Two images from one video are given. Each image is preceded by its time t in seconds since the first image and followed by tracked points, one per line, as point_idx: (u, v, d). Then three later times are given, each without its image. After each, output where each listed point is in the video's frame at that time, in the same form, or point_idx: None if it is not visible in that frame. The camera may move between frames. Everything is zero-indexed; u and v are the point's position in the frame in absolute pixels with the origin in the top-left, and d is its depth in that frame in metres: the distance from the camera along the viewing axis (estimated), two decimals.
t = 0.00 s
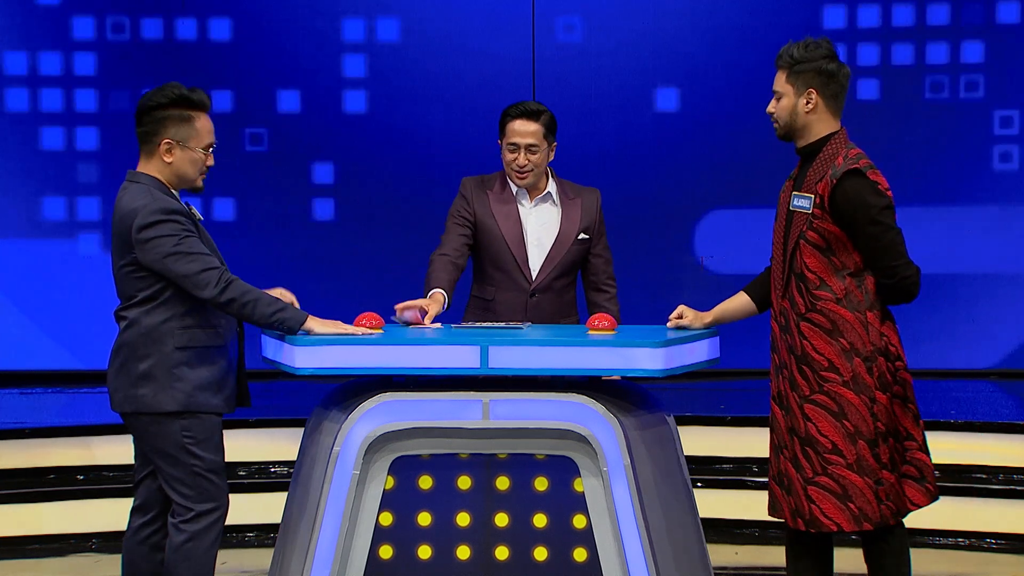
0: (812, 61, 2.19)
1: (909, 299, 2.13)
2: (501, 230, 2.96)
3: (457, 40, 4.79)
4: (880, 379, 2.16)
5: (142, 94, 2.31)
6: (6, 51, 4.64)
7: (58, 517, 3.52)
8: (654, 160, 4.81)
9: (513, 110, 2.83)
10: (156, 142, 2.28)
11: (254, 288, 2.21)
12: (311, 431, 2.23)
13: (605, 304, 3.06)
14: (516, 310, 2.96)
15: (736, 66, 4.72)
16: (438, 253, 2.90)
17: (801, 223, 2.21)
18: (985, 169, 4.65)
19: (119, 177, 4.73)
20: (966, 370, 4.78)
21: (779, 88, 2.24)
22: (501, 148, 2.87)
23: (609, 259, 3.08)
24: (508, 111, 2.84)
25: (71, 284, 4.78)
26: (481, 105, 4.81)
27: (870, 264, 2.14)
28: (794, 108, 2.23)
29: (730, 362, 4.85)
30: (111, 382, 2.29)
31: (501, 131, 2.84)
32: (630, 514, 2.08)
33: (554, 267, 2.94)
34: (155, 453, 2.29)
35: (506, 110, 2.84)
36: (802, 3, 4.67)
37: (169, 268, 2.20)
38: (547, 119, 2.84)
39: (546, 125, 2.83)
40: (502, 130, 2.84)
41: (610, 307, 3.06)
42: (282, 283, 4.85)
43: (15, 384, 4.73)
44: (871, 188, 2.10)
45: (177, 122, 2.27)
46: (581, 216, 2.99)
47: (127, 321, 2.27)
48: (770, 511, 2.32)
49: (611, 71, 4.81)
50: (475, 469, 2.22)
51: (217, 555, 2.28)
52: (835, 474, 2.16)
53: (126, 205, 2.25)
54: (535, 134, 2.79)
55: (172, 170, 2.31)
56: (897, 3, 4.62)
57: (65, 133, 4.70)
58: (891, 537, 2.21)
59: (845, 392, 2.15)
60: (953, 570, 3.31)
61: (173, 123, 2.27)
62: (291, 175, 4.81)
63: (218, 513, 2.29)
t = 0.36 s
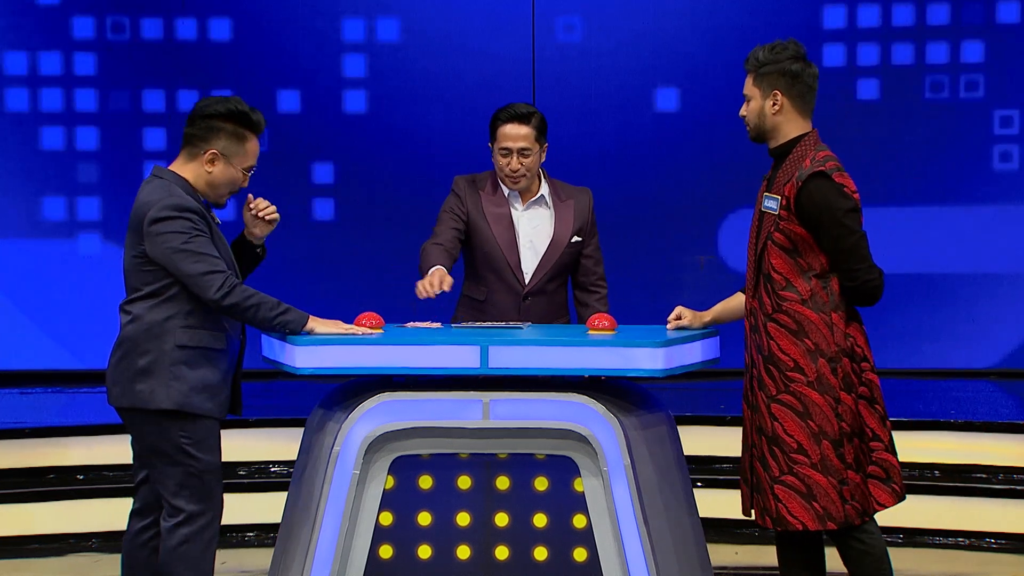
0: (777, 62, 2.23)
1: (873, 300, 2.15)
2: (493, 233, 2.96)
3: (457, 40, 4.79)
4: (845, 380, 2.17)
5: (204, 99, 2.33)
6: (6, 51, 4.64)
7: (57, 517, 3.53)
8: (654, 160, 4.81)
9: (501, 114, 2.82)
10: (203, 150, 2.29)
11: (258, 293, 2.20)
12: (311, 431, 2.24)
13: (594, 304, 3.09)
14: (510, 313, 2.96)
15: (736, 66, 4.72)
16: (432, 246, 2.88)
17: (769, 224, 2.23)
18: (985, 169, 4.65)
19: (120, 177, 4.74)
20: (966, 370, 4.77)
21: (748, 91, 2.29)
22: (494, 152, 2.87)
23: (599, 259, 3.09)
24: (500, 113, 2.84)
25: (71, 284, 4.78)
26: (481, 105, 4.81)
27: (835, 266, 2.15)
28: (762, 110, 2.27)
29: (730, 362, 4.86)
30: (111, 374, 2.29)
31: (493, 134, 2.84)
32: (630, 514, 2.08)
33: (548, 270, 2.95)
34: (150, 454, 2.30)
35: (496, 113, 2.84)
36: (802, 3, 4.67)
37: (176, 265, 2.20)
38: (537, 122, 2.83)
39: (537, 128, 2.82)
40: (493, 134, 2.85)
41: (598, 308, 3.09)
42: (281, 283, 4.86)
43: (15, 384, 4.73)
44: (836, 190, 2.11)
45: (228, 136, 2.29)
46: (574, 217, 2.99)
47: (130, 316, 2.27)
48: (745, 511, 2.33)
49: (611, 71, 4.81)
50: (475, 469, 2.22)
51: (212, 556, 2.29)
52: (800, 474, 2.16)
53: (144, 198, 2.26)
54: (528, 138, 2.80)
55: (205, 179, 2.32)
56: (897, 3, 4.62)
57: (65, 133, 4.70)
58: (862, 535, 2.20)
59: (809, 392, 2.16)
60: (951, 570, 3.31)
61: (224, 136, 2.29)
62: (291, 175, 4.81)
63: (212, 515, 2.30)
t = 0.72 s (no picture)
0: (752, 65, 2.24)
1: (862, 297, 2.15)
2: (483, 238, 2.97)
3: (457, 40, 4.79)
4: (830, 378, 2.17)
5: (226, 107, 2.32)
6: (6, 51, 4.64)
7: (57, 517, 3.53)
8: (654, 160, 4.81)
9: (488, 119, 2.81)
10: (224, 160, 2.28)
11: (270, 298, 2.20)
12: (312, 432, 2.24)
13: (578, 293, 3.08)
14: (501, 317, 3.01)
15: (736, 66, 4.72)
16: (434, 264, 2.92)
17: (755, 226, 2.23)
18: (985, 169, 4.65)
19: (120, 177, 4.74)
20: (966, 370, 4.77)
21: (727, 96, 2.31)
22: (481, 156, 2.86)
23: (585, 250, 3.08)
24: (485, 119, 2.83)
25: (71, 284, 4.78)
26: (481, 105, 4.81)
27: (822, 264, 2.15)
28: (741, 114, 2.28)
29: (730, 362, 4.85)
30: (118, 375, 2.28)
31: (479, 140, 2.84)
32: (630, 514, 2.08)
33: (538, 275, 2.98)
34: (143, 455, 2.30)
35: (482, 120, 2.83)
36: (802, 3, 4.67)
37: (189, 266, 2.19)
38: (524, 125, 2.83)
39: (524, 132, 2.82)
40: (479, 139, 2.84)
41: (582, 295, 3.07)
42: (282, 283, 4.86)
43: (15, 384, 4.72)
44: (819, 188, 2.11)
45: (251, 148, 2.29)
46: (562, 220, 3.00)
47: (141, 317, 2.26)
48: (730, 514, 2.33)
49: (611, 71, 4.80)
50: (475, 469, 2.23)
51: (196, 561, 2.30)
52: (786, 473, 2.16)
53: (159, 198, 2.25)
54: (513, 143, 2.79)
55: (224, 189, 2.31)
56: (896, 3, 4.63)
57: (65, 133, 4.70)
58: (835, 535, 2.19)
59: (796, 390, 2.16)
60: (950, 570, 3.31)
61: (247, 146, 2.29)
62: (291, 176, 4.81)
63: (197, 523, 2.29)
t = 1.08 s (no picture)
0: (754, 64, 2.26)
1: (867, 293, 2.14)
2: (478, 235, 2.99)
3: (457, 40, 4.79)
4: (837, 375, 2.17)
5: (208, 103, 2.30)
6: (6, 50, 4.64)
7: (57, 517, 3.53)
8: (654, 160, 4.81)
9: (491, 113, 2.82)
10: (214, 155, 2.28)
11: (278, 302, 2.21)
12: (312, 431, 2.24)
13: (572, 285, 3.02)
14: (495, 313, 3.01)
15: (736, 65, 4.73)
16: (438, 266, 2.96)
17: (760, 223, 2.24)
18: (984, 169, 4.65)
19: (120, 177, 4.74)
20: (966, 370, 4.77)
21: (731, 97, 2.33)
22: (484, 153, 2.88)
23: (585, 248, 3.06)
24: (489, 113, 2.84)
25: (71, 284, 4.78)
26: (481, 105, 4.81)
27: (827, 261, 2.15)
28: (744, 113, 2.29)
29: (730, 362, 4.86)
30: (126, 380, 2.28)
31: (483, 135, 2.85)
32: (630, 514, 2.08)
33: (531, 271, 2.97)
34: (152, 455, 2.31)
35: (486, 113, 2.84)
36: (802, 3, 4.67)
37: (196, 273, 2.19)
38: (528, 121, 2.84)
39: (527, 127, 2.83)
40: (483, 134, 2.85)
41: (574, 286, 3.00)
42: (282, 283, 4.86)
43: (15, 384, 4.72)
44: (821, 183, 2.12)
45: (241, 141, 2.29)
46: (558, 217, 2.99)
47: (148, 322, 2.26)
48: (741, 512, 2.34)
49: (611, 70, 4.81)
50: (475, 469, 2.23)
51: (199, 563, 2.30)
52: (796, 470, 2.16)
53: (159, 204, 2.23)
54: (518, 137, 2.80)
55: (219, 183, 2.31)
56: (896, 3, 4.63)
57: (65, 133, 4.70)
58: (860, 535, 2.20)
59: (802, 388, 2.16)
60: (950, 569, 3.31)
61: (238, 140, 2.28)
62: (291, 176, 4.81)
63: (204, 524, 2.30)
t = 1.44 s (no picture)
0: (774, 63, 2.28)
1: (887, 292, 2.12)
2: (491, 231, 2.99)
3: (457, 40, 4.79)
4: (857, 375, 2.16)
5: (180, 103, 2.30)
6: (6, 50, 4.64)
7: (57, 517, 3.53)
8: (654, 159, 4.81)
9: (512, 107, 2.84)
10: (193, 156, 2.29)
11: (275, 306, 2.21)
12: (313, 431, 2.24)
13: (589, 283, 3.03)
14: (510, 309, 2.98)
15: (736, 66, 4.73)
16: (427, 267, 3.01)
17: (782, 222, 2.25)
18: (985, 169, 4.65)
19: (120, 177, 4.74)
20: (967, 370, 4.77)
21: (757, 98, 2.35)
22: (503, 148, 2.88)
23: (598, 246, 3.09)
24: (508, 107, 2.85)
25: (71, 284, 4.77)
26: (480, 105, 4.81)
27: (846, 259, 2.14)
28: (767, 112, 2.31)
29: (730, 362, 4.85)
30: (123, 382, 2.28)
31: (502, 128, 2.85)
32: (630, 514, 2.08)
33: (547, 267, 2.97)
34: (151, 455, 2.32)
35: (505, 107, 2.86)
36: (801, 3, 4.68)
37: (193, 278, 2.19)
38: (545, 117, 2.86)
39: (545, 125, 2.86)
40: (502, 127, 2.86)
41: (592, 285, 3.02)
42: (282, 283, 4.85)
43: (15, 384, 4.72)
44: (841, 180, 2.12)
45: (217, 138, 2.29)
46: (574, 215, 3.00)
47: (145, 325, 2.26)
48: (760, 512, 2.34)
49: (611, 70, 4.80)
50: (475, 469, 2.23)
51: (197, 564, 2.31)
52: (814, 470, 2.16)
53: (154, 209, 2.23)
54: (538, 130, 2.82)
55: (203, 182, 2.32)
56: (896, 3, 4.63)
57: (65, 133, 4.70)
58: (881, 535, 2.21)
59: (821, 387, 2.16)
60: (949, 569, 3.31)
61: (214, 138, 2.28)
62: (291, 175, 4.81)
63: (204, 523, 2.30)
